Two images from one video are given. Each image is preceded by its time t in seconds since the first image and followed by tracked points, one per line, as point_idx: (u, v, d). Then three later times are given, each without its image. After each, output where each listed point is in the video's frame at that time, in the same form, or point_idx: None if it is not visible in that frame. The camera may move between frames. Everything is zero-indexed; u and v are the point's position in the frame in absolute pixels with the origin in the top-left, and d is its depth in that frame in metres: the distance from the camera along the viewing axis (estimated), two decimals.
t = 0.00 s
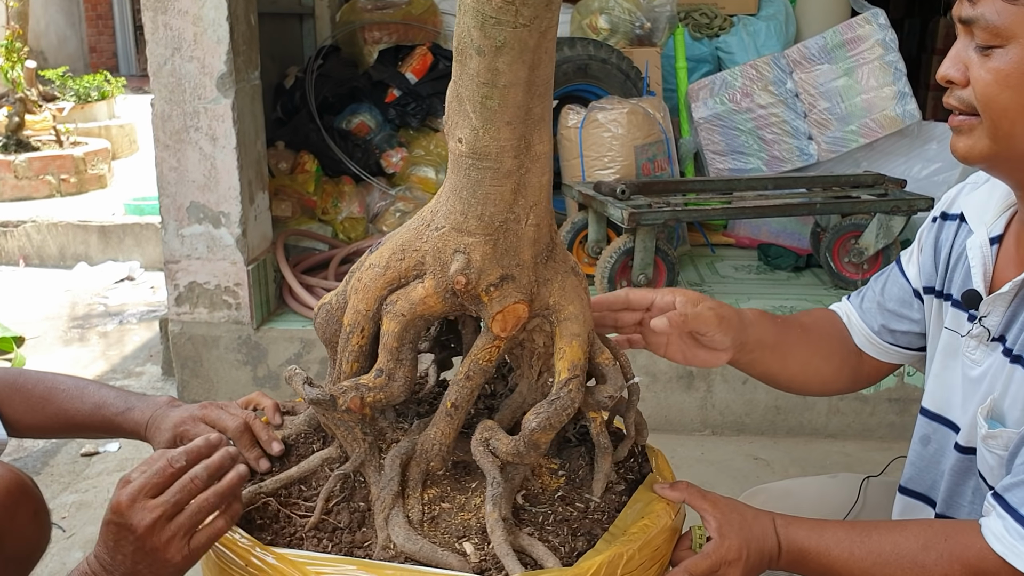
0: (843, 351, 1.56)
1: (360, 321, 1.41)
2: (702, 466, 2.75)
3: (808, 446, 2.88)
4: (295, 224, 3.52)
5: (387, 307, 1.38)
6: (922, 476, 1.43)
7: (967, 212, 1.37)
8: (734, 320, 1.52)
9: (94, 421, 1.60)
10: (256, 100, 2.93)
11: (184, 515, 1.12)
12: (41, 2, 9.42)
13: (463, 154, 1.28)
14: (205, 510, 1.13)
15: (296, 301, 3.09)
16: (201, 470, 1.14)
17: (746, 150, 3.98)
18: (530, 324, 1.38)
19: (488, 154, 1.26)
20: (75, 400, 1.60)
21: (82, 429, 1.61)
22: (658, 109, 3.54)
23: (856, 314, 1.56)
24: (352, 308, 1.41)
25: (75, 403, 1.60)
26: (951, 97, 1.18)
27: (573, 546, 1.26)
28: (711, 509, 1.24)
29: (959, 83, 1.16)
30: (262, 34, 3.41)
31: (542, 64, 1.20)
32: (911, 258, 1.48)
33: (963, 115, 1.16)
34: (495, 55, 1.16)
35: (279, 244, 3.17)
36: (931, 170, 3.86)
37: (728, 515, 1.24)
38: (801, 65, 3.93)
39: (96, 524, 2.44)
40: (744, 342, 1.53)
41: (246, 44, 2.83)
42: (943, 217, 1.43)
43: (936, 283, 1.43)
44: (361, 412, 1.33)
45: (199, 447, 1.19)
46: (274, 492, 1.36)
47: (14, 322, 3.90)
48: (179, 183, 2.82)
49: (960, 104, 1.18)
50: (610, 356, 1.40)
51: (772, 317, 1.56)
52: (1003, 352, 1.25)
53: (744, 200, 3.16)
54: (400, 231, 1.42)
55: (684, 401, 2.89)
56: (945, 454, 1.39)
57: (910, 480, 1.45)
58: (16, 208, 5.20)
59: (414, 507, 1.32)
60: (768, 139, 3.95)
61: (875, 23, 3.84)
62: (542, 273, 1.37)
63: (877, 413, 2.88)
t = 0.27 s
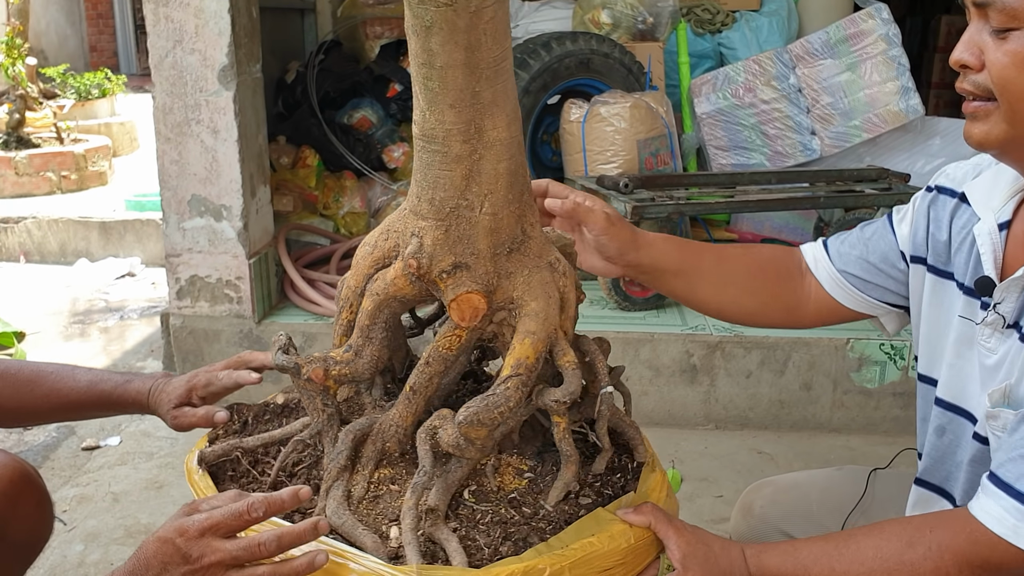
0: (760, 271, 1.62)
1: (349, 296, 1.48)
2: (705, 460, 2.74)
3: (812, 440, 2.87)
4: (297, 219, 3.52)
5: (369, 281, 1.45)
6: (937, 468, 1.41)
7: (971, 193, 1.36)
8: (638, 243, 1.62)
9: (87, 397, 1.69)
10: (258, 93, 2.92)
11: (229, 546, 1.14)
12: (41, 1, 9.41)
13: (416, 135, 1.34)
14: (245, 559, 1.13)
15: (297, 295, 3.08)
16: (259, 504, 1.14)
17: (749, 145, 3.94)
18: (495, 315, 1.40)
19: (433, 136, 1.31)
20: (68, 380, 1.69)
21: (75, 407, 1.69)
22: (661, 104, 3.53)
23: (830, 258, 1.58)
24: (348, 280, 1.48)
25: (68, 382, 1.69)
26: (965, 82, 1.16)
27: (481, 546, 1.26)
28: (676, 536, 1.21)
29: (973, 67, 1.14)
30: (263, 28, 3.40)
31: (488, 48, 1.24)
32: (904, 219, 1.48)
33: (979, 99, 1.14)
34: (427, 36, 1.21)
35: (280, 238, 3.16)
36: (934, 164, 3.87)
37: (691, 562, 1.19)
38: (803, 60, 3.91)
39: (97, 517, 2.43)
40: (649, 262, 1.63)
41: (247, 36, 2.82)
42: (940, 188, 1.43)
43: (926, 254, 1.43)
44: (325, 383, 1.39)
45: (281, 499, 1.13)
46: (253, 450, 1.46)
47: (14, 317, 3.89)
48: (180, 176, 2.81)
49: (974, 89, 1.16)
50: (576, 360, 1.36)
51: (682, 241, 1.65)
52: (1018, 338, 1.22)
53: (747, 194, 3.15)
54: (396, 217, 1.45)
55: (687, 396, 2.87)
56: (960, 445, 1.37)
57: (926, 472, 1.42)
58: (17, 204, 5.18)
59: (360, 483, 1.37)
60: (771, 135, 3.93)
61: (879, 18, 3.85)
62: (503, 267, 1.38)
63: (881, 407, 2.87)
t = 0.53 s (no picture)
0: (746, 262, 1.61)
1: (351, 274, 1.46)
2: (707, 458, 2.72)
3: (815, 437, 2.85)
4: (297, 215, 3.51)
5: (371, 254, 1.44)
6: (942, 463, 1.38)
7: (979, 181, 1.34)
8: (612, 256, 1.63)
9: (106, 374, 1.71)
10: (258, 89, 2.90)
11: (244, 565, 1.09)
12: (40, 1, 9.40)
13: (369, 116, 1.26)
14: None
15: (298, 292, 3.06)
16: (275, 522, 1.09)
17: (751, 143, 3.93)
18: (448, 310, 1.33)
19: (376, 121, 1.23)
20: (87, 359, 1.71)
21: (94, 385, 1.70)
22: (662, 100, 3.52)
23: (835, 246, 1.55)
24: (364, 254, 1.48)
25: (86, 360, 1.71)
26: (975, 74, 1.14)
27: (388, 538, 1.21)
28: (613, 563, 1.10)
29: (983, 59, 1.11)
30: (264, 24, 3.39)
31: (415, 34, 1.11)
32: (913, 207, 1.46)
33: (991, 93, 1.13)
34: (353, 18, 1.10)
35: (280, 234, 3.15)
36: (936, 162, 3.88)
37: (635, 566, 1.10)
38: (805, 57, 3.90)
39: (96, 514, 2.41)
40: (624, 275, 1.64)
41: (247, 32, 2.80)
42: (947, 177, 1.41)
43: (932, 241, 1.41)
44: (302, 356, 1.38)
45: (299, 520, 1.08)
46: (256, 412, 1.49)
47: (13, 315, 3.87)
48: (180, 172, 2.80)
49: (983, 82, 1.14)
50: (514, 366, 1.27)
51: (655, 245, 1.64)
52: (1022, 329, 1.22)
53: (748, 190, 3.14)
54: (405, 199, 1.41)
55: (690, 393, 2.86)
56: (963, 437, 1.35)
57: (926, 464, 1.40)
58: (16, 202, 5.16)
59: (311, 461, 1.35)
60: (772, 132, 3.92)
61: (881, 15, 3.82)
62: (452, 260, 1.30)
63: (884, 404, 2.85)
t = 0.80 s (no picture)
0: (772, 270, 1.59)
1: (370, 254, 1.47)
2: (710, 456, 2.71)
3: (818, 436, 2.84)
4: (298, 214, 3.51)
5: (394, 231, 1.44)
6: (948, 452, 1.39)
7: (992, 173, 1.33)
8: (636, 262, 1.61)
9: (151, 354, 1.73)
10: (259, 87, 2.89)
11: (229, 560, 1.12)
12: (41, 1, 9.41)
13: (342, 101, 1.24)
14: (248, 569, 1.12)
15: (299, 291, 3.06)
16: (260, 516, 1.15)
17: (752, 141, 3.93)
18: (411, 301, 1.31)
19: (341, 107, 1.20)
20: (129, 341, 1.73)
21: (141, 364, 1.72)
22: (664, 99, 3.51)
23: (851, 251, 1.54)
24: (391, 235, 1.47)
25: (128, 342, 1.73)
26: (985, 59, 1.15)
27: (322, 518, 1.22)
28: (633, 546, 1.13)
29: (996, 42, 1.13)
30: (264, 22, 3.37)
31: (363, 26, 1.07)
32: (927, 205, 1.46)
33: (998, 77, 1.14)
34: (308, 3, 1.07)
35: (281, 233, 3.14)
36: (938, 161, 3.87)
37: (660, 547, 1.12)
38: (807, 55, 3.90)
39: (97, 512, 2.41)
40: (647, 281, 1.62)
41: (248, 29, 2.79)
42: (960, 170, 1.42)
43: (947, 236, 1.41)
44: (302, 335, 1.39)
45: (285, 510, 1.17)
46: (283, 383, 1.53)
47: (14, 314, 3.87)
48: (181, 170, 2.79)
49: (991, 66, 1.16)
50: (455, 365, 1.23)
51: (682, 251, 1.62)
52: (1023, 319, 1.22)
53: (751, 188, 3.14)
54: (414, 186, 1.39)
55: (692, 391, 2.85)
56: (970, 426, 1.36)
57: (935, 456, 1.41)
58: (16, 202, 5.16)
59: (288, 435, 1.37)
60: (774, 130, 3.91)
61: (883, 13, 3.81)
62: (410, 253, 1.27)
63: (887, 403, 2.85)
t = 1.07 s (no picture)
0: (790, 270, 1.58)
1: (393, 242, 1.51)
2: (712, 455, 2.71)
3: (820, 434, 2.84)
4: (299, 212, 3.51)
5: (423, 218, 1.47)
6: (953, 445, 1.39)
7: (998, 167, 1.33)
8: (657, 260, 1.55)
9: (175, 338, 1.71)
10: (260, 85, 2.89)
11: (190, 524, 1.15)
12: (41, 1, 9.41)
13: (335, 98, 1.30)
14: (208, 529, 1.14)
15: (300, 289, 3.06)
16: (217, 480, 1.18)
17: (754, 140, 3.93)
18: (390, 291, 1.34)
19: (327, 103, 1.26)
20: (151, 327, 1.71)
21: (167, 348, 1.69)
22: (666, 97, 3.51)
23: (859, 249, 1.55)
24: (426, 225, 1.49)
25: (151, 327, 1.70)
26: (996, 52, 1.22)
27: (283, 495, 1.25)
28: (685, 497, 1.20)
29: (1008, 37, 1.21)
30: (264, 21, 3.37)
31: (330, 18, 1.13)
32: (933, 201, 1.46)
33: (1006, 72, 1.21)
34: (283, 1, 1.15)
35: (283, 231, 3.14)
36: (940, 159, 3.87)
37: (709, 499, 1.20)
38: (809, 54, 3.89)
39: (98, 510, 2.40)
40: (667, 280, 1.57)
41: (249, 27, 2.79)
42: (966, 165, 1.42)
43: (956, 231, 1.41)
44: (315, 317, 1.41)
45: (243, 476, 1.19)
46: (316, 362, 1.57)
47: (15, 313, 3.86)
48: (183, 168, 2.79)
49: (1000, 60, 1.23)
50: (406, 357, 1.22)
51: (705, 250, 1.57)
52: None
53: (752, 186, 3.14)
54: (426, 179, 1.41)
55: (694, 389, 2.85)
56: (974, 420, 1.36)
57: (939, 450, 1.41)
58: (18, 201, 5.16)
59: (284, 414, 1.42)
60: (776, 129, 3.91)
61: (884, 12, 3.79)
62: (381, 243, 1.30)
63: (890, 401, 2.84)
